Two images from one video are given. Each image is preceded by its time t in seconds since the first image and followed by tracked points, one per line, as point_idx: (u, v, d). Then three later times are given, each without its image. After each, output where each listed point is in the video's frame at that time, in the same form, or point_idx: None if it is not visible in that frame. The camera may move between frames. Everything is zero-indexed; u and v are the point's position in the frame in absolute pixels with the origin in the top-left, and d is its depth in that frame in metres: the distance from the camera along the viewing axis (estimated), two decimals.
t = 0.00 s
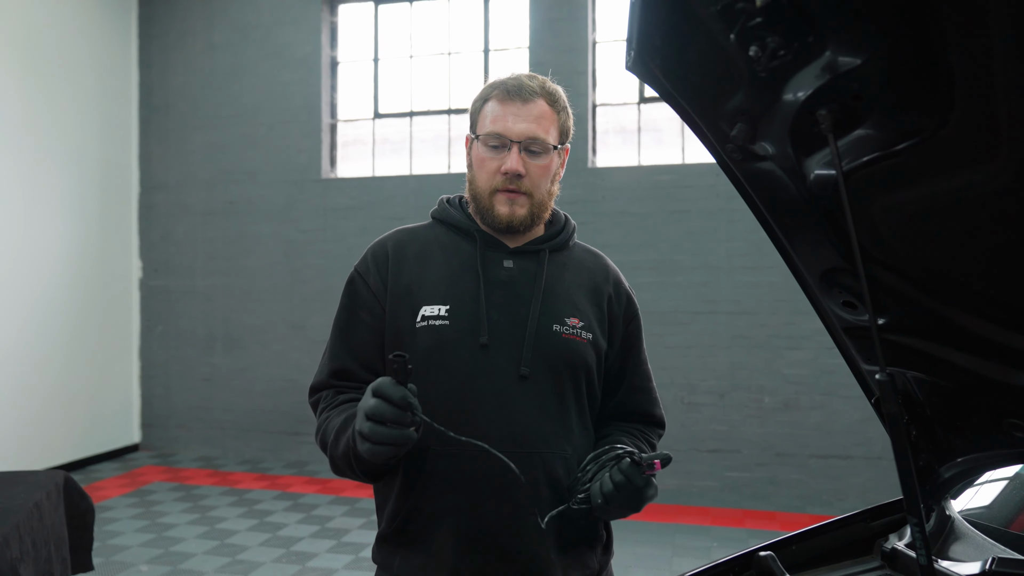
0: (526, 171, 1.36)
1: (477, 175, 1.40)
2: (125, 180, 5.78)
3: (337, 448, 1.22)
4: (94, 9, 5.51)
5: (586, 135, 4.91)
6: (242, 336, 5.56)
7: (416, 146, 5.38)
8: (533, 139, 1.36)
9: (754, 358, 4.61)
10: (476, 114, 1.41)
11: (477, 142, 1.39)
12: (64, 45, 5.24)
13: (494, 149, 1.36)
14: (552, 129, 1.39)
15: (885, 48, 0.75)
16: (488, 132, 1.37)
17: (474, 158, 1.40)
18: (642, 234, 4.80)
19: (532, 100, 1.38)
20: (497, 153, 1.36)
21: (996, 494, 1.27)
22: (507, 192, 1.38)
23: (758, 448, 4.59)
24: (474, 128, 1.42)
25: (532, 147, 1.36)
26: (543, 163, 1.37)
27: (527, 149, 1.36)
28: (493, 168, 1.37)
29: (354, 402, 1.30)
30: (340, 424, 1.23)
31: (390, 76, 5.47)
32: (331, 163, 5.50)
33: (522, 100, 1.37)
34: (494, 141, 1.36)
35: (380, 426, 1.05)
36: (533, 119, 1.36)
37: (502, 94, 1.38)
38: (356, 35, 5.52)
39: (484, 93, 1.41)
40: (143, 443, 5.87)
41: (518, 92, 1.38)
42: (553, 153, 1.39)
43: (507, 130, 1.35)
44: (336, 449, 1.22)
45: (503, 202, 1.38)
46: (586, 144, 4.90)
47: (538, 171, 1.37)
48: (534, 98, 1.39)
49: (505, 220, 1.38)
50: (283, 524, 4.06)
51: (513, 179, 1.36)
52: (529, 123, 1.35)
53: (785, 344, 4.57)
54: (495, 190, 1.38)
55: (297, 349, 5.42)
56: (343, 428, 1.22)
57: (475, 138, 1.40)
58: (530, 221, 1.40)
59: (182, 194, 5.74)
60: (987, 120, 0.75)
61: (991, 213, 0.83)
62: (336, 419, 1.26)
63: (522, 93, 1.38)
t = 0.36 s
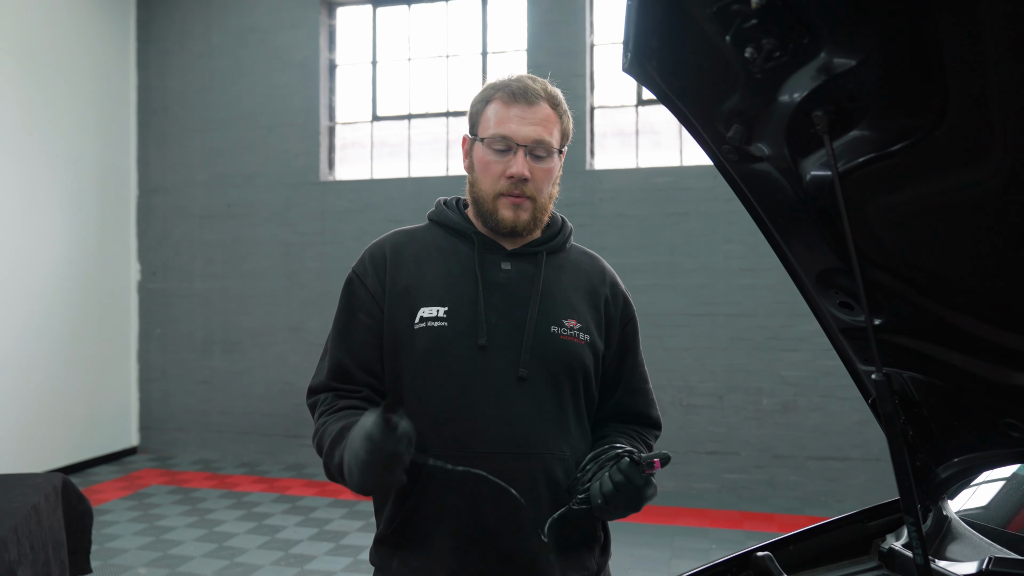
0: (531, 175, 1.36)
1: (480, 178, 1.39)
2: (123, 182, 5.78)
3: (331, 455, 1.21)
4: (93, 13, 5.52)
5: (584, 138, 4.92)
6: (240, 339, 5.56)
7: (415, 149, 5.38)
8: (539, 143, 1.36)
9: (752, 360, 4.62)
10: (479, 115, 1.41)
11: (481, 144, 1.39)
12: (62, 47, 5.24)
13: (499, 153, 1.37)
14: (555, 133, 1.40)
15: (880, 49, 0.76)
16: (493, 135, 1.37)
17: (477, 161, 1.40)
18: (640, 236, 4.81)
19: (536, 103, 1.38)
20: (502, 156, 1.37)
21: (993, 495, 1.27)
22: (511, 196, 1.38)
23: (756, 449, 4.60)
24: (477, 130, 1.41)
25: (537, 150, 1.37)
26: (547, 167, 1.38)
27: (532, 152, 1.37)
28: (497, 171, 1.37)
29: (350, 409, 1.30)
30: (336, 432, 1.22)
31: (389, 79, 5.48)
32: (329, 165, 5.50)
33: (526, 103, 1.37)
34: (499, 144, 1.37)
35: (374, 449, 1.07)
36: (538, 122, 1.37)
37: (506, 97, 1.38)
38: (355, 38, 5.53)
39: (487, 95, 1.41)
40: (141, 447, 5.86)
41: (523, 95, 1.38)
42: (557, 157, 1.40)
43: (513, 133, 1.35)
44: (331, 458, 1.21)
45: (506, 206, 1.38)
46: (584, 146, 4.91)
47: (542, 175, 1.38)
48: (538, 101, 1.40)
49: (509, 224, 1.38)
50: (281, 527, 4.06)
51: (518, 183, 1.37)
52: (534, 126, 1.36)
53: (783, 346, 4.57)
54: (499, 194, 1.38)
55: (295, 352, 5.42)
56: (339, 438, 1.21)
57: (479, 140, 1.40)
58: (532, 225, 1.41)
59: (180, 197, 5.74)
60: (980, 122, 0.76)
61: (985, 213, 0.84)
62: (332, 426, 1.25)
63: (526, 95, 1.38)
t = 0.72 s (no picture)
0: (547, 185, 1.38)
1: (492, 183, 1.38)
2: (123, 184, 5.78)
3: (363, 482, 1.20)
4: (93, 15, 5.53)
5: (583, 139, 4.92)
6: (240, 341, 5.56)
7: (415, 150, 5.38)
8: (556, 153, 1.37)
9: (751, 361, 4.62)
10: (492, 120, 1.39)
11: (497, 150, 1.37)
12: (60, 49, 5.25)
13: (515, 161, 1.36)
14: (567, 141, 1.41)
15: (878, 49, 0.76)
16: (511, 143, 1.36)
17: (489, 167, 1.38)
18: (640, 237, 4.81)
19: (551, 112, 1.39)
20: (519, 164, 1.36)
21: (992, 495, 1.27)
22: (525, 204, 1.38)
23: (756, 450, 4.60)
24: (489, 135, 1.39)
25: (552, 160, 1.38)
26: (560, 176, 1.39)
27: (548, 162, 1.38)
28: (513, 179, 1.36)
29: (354, 424, 1.29)
30: (370, 461, 1.21)
31: (389, 80, 5.48)
32: (329, 167, 5.51)
33: (543, 111, 1.37)
34: (516, 152, 1.36)
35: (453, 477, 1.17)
36: (553, 131, 1.37)
37: (523, 104, 1.37)
38: (354, 39, 5.54)
39: (500, 100, 1.39)
40: (140, 449, 5.86)
41: (538, 102, 1.38)
42: (567, 166, 1.42)
43: (531, 143, 1.35)
44: (366, 486, 1.19)
45: (519, 214, 1.38)
46: (584, 148, 4.92)
47: (556, 185, 1.39)
48: (552, 110, 1.40)
49: (523, 232, 1.38)
50: (281, 528, 4.05)
51: (533, 191, 1.37)
52: (552, 136, 1.37)
53: (782, 347, 4.57)
54: (513, 202, 1.38)
55: (295, 353, 5.42)
56: (378, 471, 1.20)
57: (493, 145, 1.38)
58: (543, 233, 1.42)
59: (179, 199, 5.74)
60: (977, 122, 0.76)
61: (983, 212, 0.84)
62: (349, 451, 1.24)
63: (541, 103, 1.38)
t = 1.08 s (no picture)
0: (550, 186, 1.38)
1: (495, 185, 1.37)
2: (123, 185, 5.78)
3: (388, 477, 1.22)
4: (92, 16, 5.53)
5: (582, 140, 4.93)
6: (239, 341, 5.56)
7: (414, 151, 5.39)
8: (558, 155, 1.38)
9: (751, 362, 4.62)
10: (493, 122, 1.38)
11: (501, 152, 1.36)
12: (59, 50, 5.24)
13: (519, 162, 1.35)
14: (565, 143, 1.42)
15: (875, 45, 0.76)
16: (516, 144, 1.35)
17: (492, 169, 1.37)
18: (639, 238, 4.81)
19: (551, 114, 1.39)
20: (523, 166, 1.36)
21: (991, 494, 1.28)
22: (528, 205, 1.38)
23: (756, 451, 4.60)
24: (491, 136, 1.38)
25: (554, 162, 1.39)
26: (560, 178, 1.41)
27: (550, 164, 1.38)
28: (518, 181, 1.36)
29: (361, 425, 1.31)
30: (397, 458, 1.24)
31: (388, 81, 5.48)
32: (329, 168, 5.51)
33: (544, 114, 1.38)
34: (522, 154, 1.35)
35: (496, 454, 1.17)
36: (554, 133, 1.38)
37: (524, 105, 1.37)
38: (353, 40, 5.54)
39: (500, 101, 1.39)
40: (139, 450, 5.85)
41: (539, 104, 1.38)
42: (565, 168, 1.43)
43: (536, 144, 1.35)
44: (392, 480, 1.21)
45: (523, 215, 1.38)
46: (583, 148, 4.92)
47: (557, 186, 1.41)
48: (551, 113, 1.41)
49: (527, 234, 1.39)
50: (280, 529, 4.05)
51: (537, 193, 1.38)
52: (554, 138, 1.37)
53: (782, 347, 4.57)
54: (517, 203, 1.37)
55: (294, 354, 5.42)
56: (405, 467, 1.21)
57: (497, 147, 1.37)
58: (543, 233, 1.43)
59: (179, 199, 5.74)
60: (975, 119, 0.76)
61: (981, 208, 0.84)
62: (367, 450, 1.26)
63: (541, 104, 1.39)
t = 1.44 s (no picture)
0: (557, 192, 1.40)
1: (504, 189, 1.37)
2: (123, 185, 5.78)
3: (379, 475, 1.22)
4: (92, 16, 5.52)
5: (582, 140, 4.93)
6: (239, 342, 5.55)
7: (414, 151, 5.39)
8: (566, 161, 1.39)
9: (751, 362, 4.62)
10: (504, 125, 1.38)
11: (512, 156, 1.36)
12: (59, 50, 5.24)
13: (529, 167, 1.36)
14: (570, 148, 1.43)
15: (875, 46, 0.76)
16: (528, 149, 1.35)
17: (501, 173, 1.37)
18: (639, 238, 4.81)
19: (559, 119, 1.40)
20: (533, 171, 1.36)
21: (991, 494, 1.28)
22: (535, 210, 1.39)
23: (756, 451, 4.60)
24: (500, 140, 1.38)
25: (561, 168, 1.40)
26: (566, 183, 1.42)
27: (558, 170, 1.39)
28: (528, 186, 1.37)
29: (356, 426, 1.31)
30: (385, 456, 1.23)
31: (388, 81, 5.48)
32: (328, 168, 5.51)
33: (553, 119, 1.39)
34: (532, 159, 1.36)
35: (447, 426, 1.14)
36: (563, 138, 1.39)
37: (535, 110, 1.38)
38: (352, 41, 5.54)
39: (510, 104, 1.39)
40: (140, 450, 5.85)
41: (549, 109, 1.39)
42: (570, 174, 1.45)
43: (547, 150, 1.36)
44: (383, 478, 1.21)
45: (530, 220, 1.39)
46: (582, 148, 4.92)
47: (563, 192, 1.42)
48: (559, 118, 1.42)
49: (533, 239, 1.39)
50: (280, 529, 4.05)
51: (544, 198, 1.39)
52: (563, 144, 1.38)
53: (782, 347, 4.57)
54: (525, 208, 1.38)
55: (294, 354, 5.41)
56: (393, 465, 1.21)
57: (508, 151, 1.36)
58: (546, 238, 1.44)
59: (179, 200, 5.74)
60: (974, 118, 0.76)
61: (980, 207, 0.84)
62: (360, 452, 1.26)
63: (550, 109, 1.39)
